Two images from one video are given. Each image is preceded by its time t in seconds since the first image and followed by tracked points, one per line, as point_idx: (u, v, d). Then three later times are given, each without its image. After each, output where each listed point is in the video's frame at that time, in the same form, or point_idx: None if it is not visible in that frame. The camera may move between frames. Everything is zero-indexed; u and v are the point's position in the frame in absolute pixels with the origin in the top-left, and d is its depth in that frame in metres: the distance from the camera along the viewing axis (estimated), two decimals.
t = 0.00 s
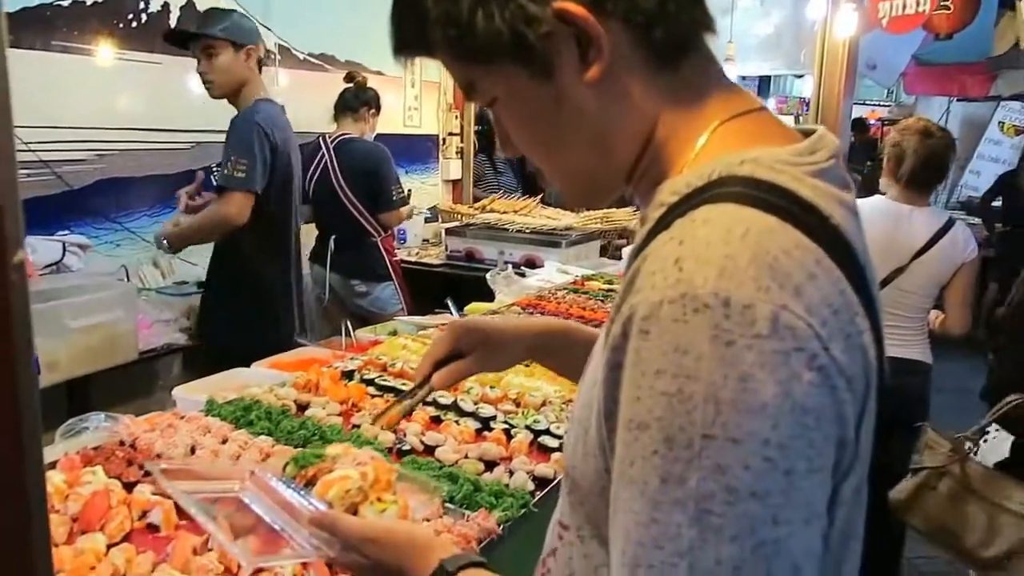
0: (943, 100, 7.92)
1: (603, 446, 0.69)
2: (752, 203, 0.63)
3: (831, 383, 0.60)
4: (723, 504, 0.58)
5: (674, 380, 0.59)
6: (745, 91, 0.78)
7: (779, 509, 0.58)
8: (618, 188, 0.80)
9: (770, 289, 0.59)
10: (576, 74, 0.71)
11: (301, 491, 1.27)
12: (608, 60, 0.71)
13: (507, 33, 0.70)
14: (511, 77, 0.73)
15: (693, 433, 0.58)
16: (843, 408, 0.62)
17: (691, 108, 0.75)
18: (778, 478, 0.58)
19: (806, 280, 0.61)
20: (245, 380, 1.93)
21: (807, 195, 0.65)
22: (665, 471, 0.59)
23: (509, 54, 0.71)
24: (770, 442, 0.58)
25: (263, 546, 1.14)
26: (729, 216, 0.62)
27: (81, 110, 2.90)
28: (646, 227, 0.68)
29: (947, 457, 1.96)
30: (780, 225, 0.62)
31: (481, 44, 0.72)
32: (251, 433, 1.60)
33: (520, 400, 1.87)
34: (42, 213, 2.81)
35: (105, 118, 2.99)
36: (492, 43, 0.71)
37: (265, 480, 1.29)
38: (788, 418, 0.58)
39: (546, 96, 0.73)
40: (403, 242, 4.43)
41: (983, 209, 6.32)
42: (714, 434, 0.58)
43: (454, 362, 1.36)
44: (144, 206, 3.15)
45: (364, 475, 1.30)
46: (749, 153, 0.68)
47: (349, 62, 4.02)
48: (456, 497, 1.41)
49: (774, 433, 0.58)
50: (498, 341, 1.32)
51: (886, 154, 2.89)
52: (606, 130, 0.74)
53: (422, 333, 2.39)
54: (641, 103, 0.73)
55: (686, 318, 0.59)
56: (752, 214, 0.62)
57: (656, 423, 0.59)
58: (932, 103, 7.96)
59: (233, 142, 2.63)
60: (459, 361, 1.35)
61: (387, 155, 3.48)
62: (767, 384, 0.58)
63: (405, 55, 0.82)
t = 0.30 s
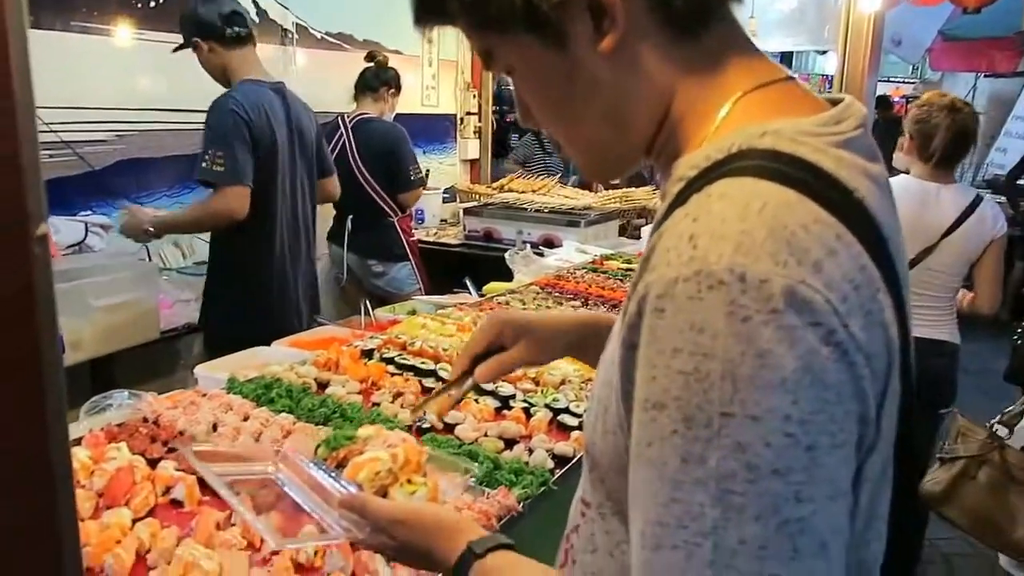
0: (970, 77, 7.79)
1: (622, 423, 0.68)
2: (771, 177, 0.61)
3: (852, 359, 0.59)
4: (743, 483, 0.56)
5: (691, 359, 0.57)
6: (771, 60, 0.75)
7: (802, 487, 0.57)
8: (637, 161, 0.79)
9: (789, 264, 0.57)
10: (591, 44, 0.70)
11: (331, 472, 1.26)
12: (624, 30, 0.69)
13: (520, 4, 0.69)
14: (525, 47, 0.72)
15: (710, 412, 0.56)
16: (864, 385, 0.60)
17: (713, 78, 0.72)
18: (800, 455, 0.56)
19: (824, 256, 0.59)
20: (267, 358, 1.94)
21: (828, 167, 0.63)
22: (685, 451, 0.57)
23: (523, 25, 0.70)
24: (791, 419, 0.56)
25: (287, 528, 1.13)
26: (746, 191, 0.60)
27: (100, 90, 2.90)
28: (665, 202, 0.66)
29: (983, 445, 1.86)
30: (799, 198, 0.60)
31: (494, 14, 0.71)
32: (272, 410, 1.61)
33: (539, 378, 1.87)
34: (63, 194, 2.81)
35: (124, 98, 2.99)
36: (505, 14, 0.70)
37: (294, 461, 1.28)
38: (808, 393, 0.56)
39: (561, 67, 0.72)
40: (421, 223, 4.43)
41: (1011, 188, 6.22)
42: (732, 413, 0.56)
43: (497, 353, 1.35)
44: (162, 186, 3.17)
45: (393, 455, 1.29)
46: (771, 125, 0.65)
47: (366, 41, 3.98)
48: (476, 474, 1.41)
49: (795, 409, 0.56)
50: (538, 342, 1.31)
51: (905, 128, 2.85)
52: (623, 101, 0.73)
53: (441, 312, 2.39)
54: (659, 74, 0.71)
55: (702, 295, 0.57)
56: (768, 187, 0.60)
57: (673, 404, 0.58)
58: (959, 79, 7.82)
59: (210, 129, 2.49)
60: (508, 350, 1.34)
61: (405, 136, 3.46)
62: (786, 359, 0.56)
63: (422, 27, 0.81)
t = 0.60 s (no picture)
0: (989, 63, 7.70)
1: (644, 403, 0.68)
2: (792, 156, 0.61)
3: (883, 331, 0.59)
4: (792, 458, 0.55)
5: (725, 335, 0.57)
6: (793, 39, 0.75)
7: (852, 455, 0.56)
8: (654, 138, 0.79)
9: (816, 237, 0.58)
10: (609, 20, 0.70)
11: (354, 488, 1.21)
12: (642, 6, 0.69)
13: None
14: (545, 21, 0.72)
15: (751, 387, 0.56)
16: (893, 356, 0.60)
17: (734, 57, 0.72)
18: (846, 422, 0.56)
19: (850, 232, 0.59)
20: (283, 341, 1.96)
21: (848, 146, 0.63)
22: (731, 430, 0.56)
23: None
24: (834, 386, 0.55)
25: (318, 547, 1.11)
26: (767, 169, 0.61)
27: (117, 75, 2.91)
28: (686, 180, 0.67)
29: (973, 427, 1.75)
30: (822, 176, 0.61)
31: None
32: (289, 392, 1.63)
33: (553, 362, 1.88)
34: (82, 177, 2.85)
35: (140, 83, 3.00)
36: None
37: (316, 474, 1.22)
38: (848, 361, 0.56)
39: (578, 44, 0.72)
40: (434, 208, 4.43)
41: None
42: (775, 386, 0.55)
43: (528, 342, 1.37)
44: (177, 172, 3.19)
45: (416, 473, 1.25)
46: (791, 104, 0.66)
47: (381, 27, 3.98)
48: (490, 456, 1.43)
49: (838, 376, 0.56)
50: (566, 329, 1.34)
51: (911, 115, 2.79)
52: (641, 78, 0.73)
53: (455, 297, 2.39)
54: (678, 51, 0.71)
55: (732, 270, 0.57)
56: (788, 166, 0.61)
57: (714, 383, 0.57)
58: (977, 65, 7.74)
59: (208, 112, 2.52)
60: (542, 338, 1.36)
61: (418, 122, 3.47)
62: (825, 328, 0.56)
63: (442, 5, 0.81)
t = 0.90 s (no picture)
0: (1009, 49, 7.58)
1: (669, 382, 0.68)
2: (822, 130, 0.60)
3: (921, 302, 0.58)
4: (842, 431, 0.55)
5: (768, 310, 0.56)
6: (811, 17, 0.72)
7: (900, 426, 0.56)
8: (667, 117, 0.78)
9: (855, 209, 0.57)
10: None
11: (373, 488, 1.19)
12: None
13: None
14: None
15: (797, 361, 0.55)
16: (931, 327, 0.60)
17: (751, 33, 0.70)
18: (893, 392, 0.56)
19: (886, 205, 0.59)
20: (297, 324, 1.96)
21: (876, 120, 0.62)
22: (776, 407, 0.56)
23: None
24: (879, 357, 0.55)
25: (333, 538, 1.08)
26: (798, 144, 0.60)
27: (132, 59, 2.91)
28: (708, 159, 0.66)
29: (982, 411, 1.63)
30: (855, 150, 0.60)
31: None
32: (304, 374, 1.63)
33: (566, 346, 1.88)
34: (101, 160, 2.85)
35: (153, 66, 3.00)
36: None
37: (334, 473, 1.22)
38: (891, 332, 0.56)
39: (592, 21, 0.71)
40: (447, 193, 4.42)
41: None
42: (821, 359, 0.55)
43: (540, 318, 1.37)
44: (192, 155, 3.19)
45: (435, 471, 1.22)
46: (814, 79, 0.65)
47: (395, 10, 3.96)
48: (505, 440, 1.43)
49: (883, 346, 0.55)
50: (579, 308, 1.34)
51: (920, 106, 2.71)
52: (656, 56, 0.72)
53: (470, 280, 2.39)
54: (693, 29, 0.70)
55: (772, 245, 0.56)
56: (819, 140, 0.60)
57: (756, 359, 0.56)
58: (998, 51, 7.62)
59: (253, 90, 2.55)
60: (551, 316, 1.36)
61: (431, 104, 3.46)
62: (869, 299, 0.55)
63: None
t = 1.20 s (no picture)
0: None
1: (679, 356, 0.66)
2: (833, 96, 0.59)
3: (936, 266, 0.57)
4: (857, 396, 0.53)
5: (781, 276, 0.55)
6: None
7: (916, 389, 0.54)
8: (671, 92, 0.76)
9: (868, 172, 0.56)
10: None
11: (388, 466, 1.19)
12: None
13: None
14: None
15: (810, 327, 0.54)
16: (946, 292, 0.58)
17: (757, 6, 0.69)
18: (908, 355, 0.54)
19: (899, 168, 0.57)
20: (308, 307, 1.96)
21: (887, 86, 0.61)
22: (791, 373, 0.54)
23: None
24: (894, 320, 0.54)
25: (347, 519, 1.10)
26: (809, 111, 0.58)
27: (141, 43, 2.91)
28: (716, 133, 0.64)
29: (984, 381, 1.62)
30: (866, 115, 0.59)
31: None
32: (316, 357, 1.63)
33: (579, 329, 1.87)
34: (112, 144, 2.84)
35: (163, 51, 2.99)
36: None
37: (350, 453, 1.22)
38: (905, 295, 0.55)
39: None
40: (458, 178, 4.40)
41: None
42: (835, 323, 0.54)
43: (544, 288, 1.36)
44: (203, 139, 3.18)
45: (449, 451, 1.21)
46: (823, 48, 0.63)
47: None
48: (518, 422, 1.42)
49: (898, 310, 0.54)
50: (584, 281, 1.33)
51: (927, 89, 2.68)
52: (660, 30, 0.70)
53: (482, 264, 2.39)
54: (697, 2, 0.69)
55: (784, 211, 0.55)
56: (830, 106, 0.58)
57: (769, 326, 0.55)
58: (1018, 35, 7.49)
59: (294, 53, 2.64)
60: (556, 286, 1.35)
61: (443, 88, 3.45)
62: (882, 262, 0.54)
63: None
